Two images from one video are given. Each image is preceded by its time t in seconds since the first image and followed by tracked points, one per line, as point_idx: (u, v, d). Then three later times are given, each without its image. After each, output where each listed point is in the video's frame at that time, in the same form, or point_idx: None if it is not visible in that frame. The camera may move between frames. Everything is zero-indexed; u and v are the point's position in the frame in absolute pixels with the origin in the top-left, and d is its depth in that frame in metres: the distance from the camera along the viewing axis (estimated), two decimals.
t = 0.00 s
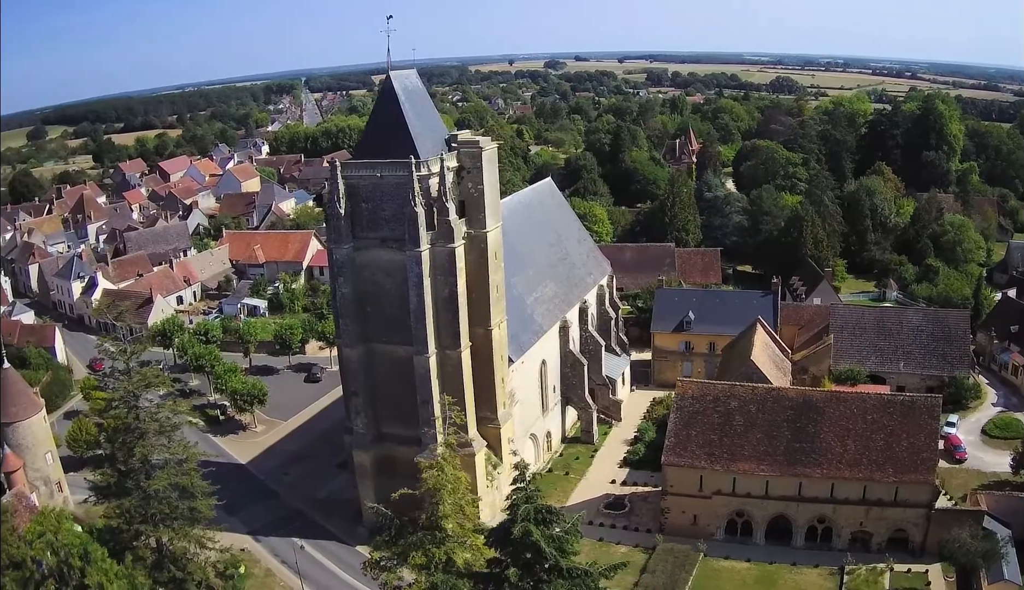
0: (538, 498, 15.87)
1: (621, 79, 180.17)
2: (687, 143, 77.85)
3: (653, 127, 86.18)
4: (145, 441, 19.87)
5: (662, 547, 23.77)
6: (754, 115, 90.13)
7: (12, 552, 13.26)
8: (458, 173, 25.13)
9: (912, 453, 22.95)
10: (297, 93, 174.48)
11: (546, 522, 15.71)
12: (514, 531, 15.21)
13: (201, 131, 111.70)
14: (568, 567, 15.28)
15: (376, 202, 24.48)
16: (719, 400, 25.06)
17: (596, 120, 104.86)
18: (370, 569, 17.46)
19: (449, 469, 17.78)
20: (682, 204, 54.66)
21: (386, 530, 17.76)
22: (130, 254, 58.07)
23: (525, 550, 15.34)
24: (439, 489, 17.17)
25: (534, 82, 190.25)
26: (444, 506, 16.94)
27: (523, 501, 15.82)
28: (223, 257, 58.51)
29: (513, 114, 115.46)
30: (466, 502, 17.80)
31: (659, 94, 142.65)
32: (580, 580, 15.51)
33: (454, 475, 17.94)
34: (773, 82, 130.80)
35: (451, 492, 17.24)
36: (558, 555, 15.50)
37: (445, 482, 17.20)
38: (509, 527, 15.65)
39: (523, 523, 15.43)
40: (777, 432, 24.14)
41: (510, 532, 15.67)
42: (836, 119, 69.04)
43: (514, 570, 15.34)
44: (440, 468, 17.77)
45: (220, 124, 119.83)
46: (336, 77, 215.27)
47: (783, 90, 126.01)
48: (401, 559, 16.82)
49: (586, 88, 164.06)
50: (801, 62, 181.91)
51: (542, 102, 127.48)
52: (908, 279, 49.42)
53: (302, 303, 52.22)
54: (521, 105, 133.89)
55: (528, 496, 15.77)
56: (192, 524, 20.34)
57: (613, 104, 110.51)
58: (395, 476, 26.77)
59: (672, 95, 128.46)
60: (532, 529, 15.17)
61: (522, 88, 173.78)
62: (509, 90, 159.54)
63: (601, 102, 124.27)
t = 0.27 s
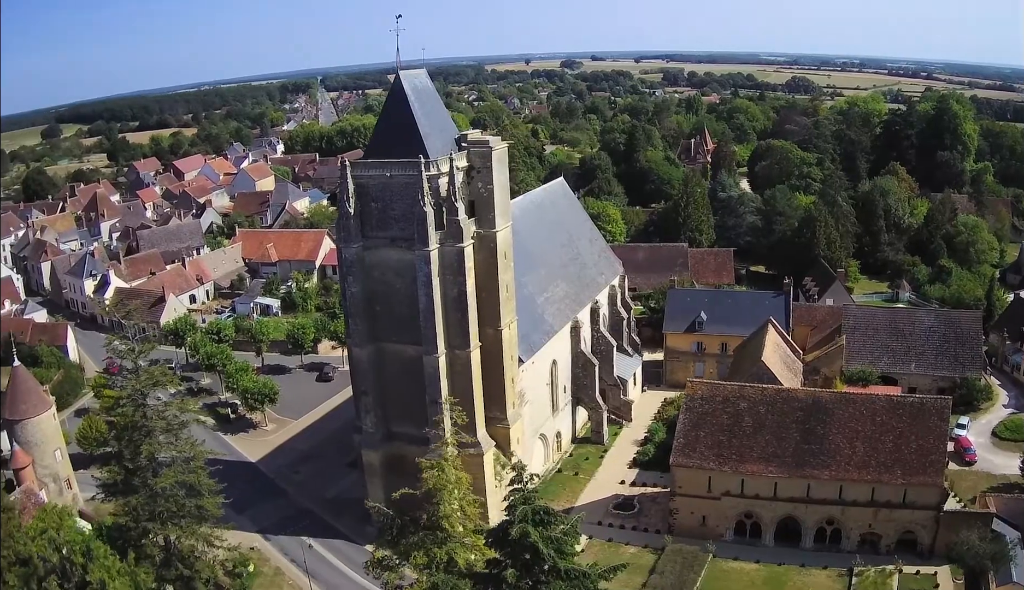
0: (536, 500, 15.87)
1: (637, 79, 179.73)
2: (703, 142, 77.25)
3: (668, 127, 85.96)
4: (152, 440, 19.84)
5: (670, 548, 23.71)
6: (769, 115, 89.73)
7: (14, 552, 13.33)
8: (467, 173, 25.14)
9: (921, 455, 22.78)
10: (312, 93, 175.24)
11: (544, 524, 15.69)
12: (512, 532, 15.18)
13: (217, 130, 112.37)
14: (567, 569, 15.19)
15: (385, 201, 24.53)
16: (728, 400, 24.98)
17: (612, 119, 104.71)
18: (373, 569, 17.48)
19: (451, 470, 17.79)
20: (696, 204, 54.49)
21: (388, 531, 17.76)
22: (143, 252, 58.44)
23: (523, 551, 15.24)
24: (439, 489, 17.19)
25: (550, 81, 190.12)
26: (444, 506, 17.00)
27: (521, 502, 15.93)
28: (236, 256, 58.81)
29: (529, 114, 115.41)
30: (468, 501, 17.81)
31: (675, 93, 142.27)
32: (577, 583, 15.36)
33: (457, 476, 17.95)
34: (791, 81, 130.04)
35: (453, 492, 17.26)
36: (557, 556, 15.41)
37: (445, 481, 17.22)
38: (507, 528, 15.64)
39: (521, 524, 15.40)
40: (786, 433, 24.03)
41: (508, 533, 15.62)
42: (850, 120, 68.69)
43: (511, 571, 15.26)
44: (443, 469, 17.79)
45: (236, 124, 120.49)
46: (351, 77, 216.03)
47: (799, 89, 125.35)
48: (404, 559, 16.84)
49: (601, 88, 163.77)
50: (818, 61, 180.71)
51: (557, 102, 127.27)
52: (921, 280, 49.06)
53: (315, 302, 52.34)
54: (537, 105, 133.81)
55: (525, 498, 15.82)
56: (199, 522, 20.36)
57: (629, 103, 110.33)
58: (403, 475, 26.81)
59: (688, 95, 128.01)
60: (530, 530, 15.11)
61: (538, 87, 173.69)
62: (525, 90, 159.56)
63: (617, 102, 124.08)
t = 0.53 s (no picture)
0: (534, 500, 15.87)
1: (655, 78, 179.19)
2: (718, 140, 78.47)
3: (684, 126, 85.69)
4: (159, 436, 19.89)
5: (679, 548, 23.65)
6: (785, 114, 88.98)
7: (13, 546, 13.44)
8: (478, 171, 25.14)
9: (931, 457, 22.59)
10: (330, 91, 175.95)
11: (542, 524, 15.62)
12: (510, 532, 15.03)
13: (233, 129, 113.00)
14: (565, 569, 15.05)
15: (396, 200, 24.59)
16: (739, 401, 24.86)
17: (629, 118, 104.51)
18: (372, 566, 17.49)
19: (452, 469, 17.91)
20: (711, 203, 54.27)
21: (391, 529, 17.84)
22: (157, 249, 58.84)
23: (521, 551, 15.07)
24: (440, 487, 17.34)
25: (567, 80, 189.81)
26: (445, 506, 17.09)
27: (517, 501, 16.27)
28: (250, 253, 59.14)
29: (545, 113, 115.26)
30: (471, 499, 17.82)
31: (693, 92, 141.73)
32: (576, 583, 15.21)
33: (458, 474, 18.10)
34: (810, 79, 128.94)
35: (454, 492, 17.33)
36: (555, 557, 15.25)
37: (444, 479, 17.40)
38: (504, 527, 15.60)
39: (518, 524, 15.28)
40: (796, 434, 23.89)
41: (507, 533, 15.46)
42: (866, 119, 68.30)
43: (508, 571, 15.07)
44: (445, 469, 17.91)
45: (253, 122, 121.12)
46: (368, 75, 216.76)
47: (817, 89, 124.59)
48: (406, 556, 16.88)
49: (619, 86, 163.17)
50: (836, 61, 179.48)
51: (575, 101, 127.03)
52: (935, 280, 48.67)
53: (328, 300, 52.43)
54: (554, 104, 133.64)
55: (522, 499, 15.88)
56: (206, 519, 20.41)
57: (645, 102, 110.08)
58: (413, 473, 26.85)
59: (706, 94, 127.53)
60: (527, 529, 14.99)
61: (555, 86, 173.41)
62: (542, 89, 159.43)
63: (634, 101, 123.83)
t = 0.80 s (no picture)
0: (531, 501, 16.67)
1: (672, 76, 178.62)
2: (734, 139, 78.52)
3: (700, 125, 85.30)
4: (166, 432, 19.96)
5: (687, 548, 23.58)
6: (801, 114, 88.32)
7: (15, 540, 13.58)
8: (489, 169, 25.12)
9: (941, 459, 22.40)
10: (347, 89, 176.44)
11: (538, 523, 16.38)
12: (506, 531, 15.83)
13: (250, 126, 113.54)
14: (560, 569, 15.81)
15: (406, 197, 24.61)
16: (749, 400, 24.74)
17: (645, 116, 104.25)
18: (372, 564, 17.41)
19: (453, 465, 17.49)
20: (726, 202, 54.05)
21: (393, 524, 17.51)
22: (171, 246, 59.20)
23: (519, 549, 15.93)
24: (441, 486, 16.65)
25: (584, 78, 189.27)
26: (445, 505, 16.37)
27: (516, 502, 16.78)
28: (264, 250, 59.43)
29: (562, 111, 114.93)
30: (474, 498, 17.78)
31: (710, 91, 141.19)
32: (571, 582, 16.04)
33: (458, 472, 17.52)
34: (832, 77, 127.81)
35: (453, 491, 16.75)
36: (552, 556, 16.01)
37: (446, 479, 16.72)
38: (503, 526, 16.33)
39: (515, 523, 16.05)
40: (806, 434, 23.74)
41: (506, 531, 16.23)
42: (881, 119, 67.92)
43: (506, 570, 15.81)
44: (443, 466, 17.30)
45: (269, 120, 121.64)
46: (385, 73, 217.17)
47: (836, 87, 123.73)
48: (406, 554, 16.70)
49: (637, 85, 162.48)
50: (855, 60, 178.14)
51: (593, 99, 126.62)
52: (949, 280, 48.26)
53: (341, 297, 52.51)
54: (571, 102, 133.28)
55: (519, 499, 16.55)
56: (212, 515, 20.49)
57: (663, 101, 109.76)
58: (421, 471, 26.88)
59: (723, 93, 127.03)
60: (523, 529, 15.75)
61: (573, 85, 172.91)
62: (560, 87, 159.01)
63: (651, 99, 123.54)
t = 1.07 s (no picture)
0: (528, 500, 16.52)
1: (689, 75, 177.94)
2: (749, 138, 78.01)
3: (715, 124, 84.93)
4: (173, 428, 20.01)
5: (695, 548, 23.53)
6: (817, 113, 87.71)
7: (15, 533, 13.69)
8: (499, 167, 25.10)
9: (951, 460, 22.22)
10: (363, 86, 176.78)
11: (534, 523, 16.26)
12: (502, 531, 15.73)
13: (265, 124, 114.03)
14: (556, 569, 15.69)
15: (415, 195, 24.62)
16: (758, 400, 24.62)
17: (661, 115, 103.95)
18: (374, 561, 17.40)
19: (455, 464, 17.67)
20: (740, 200, 53.82)
21: (393, 520, 17.61)
22: (184, 242, 59.52)
23: (517, 549, 15.75)
24: (440, 484, 16.79)
25: (601, 76, 188.54)
26: (442, 503, 16.55)
27: (513, 501, 16.61)
28: (277, 247, 59.71)
29: (578, 109, 114.63)
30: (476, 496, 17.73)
31: (727, 90, 140.56)
32: (570, 582, 15.91)
33: (459, 471, 17.75)
34: (851, 74, 126.76)
35: (453, 489, 16.90)
36: (548, 556, 15.88)
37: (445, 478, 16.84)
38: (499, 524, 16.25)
39: (511, 523, 15.94)
40: (816, 434, 23.61)
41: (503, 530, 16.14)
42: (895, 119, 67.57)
43: (501, 570, 15.75)
44: (444, 465, 17.62)
45: (284, 117, 122.08)
46: (400, 71, 217.46)
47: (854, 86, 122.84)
48: (405, 552, 16.76)
49: (654, 83, 161.85)
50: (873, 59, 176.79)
51: (609, 97, 126.20)
52: (962, 281, 47.85)
53: (354, 294, 52.53)
54: (587, 100, 132.94)
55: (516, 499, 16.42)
56: (219, 511, 20.54)
57: (679, 99, 109.38)
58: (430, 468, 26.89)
59: (740, 91, 126.44)
60: (520, 529, 15.65)
61: (589, 83, 172.40)
62: (576, 85, 158.62)
63: (667, 98, 123.13)
